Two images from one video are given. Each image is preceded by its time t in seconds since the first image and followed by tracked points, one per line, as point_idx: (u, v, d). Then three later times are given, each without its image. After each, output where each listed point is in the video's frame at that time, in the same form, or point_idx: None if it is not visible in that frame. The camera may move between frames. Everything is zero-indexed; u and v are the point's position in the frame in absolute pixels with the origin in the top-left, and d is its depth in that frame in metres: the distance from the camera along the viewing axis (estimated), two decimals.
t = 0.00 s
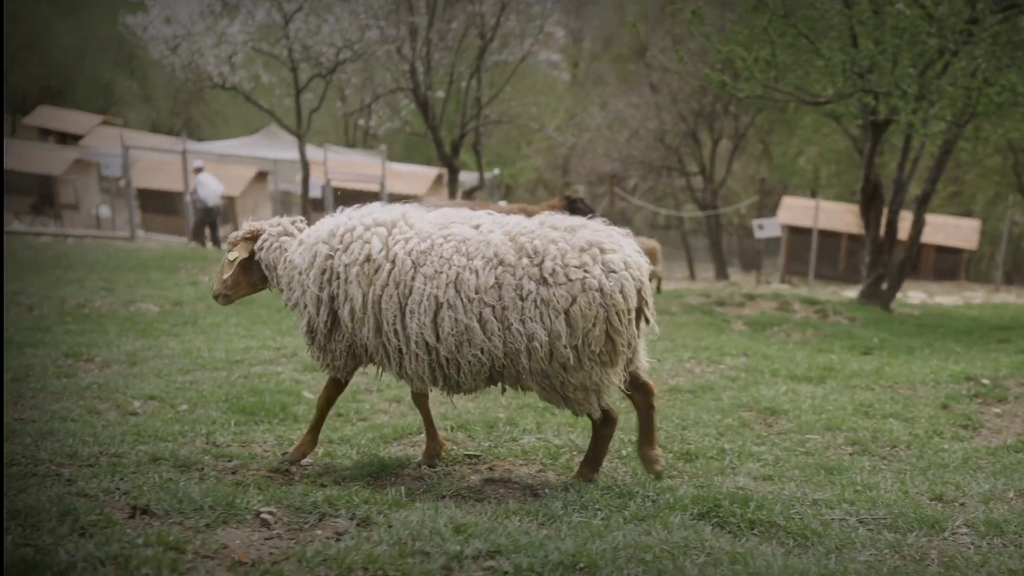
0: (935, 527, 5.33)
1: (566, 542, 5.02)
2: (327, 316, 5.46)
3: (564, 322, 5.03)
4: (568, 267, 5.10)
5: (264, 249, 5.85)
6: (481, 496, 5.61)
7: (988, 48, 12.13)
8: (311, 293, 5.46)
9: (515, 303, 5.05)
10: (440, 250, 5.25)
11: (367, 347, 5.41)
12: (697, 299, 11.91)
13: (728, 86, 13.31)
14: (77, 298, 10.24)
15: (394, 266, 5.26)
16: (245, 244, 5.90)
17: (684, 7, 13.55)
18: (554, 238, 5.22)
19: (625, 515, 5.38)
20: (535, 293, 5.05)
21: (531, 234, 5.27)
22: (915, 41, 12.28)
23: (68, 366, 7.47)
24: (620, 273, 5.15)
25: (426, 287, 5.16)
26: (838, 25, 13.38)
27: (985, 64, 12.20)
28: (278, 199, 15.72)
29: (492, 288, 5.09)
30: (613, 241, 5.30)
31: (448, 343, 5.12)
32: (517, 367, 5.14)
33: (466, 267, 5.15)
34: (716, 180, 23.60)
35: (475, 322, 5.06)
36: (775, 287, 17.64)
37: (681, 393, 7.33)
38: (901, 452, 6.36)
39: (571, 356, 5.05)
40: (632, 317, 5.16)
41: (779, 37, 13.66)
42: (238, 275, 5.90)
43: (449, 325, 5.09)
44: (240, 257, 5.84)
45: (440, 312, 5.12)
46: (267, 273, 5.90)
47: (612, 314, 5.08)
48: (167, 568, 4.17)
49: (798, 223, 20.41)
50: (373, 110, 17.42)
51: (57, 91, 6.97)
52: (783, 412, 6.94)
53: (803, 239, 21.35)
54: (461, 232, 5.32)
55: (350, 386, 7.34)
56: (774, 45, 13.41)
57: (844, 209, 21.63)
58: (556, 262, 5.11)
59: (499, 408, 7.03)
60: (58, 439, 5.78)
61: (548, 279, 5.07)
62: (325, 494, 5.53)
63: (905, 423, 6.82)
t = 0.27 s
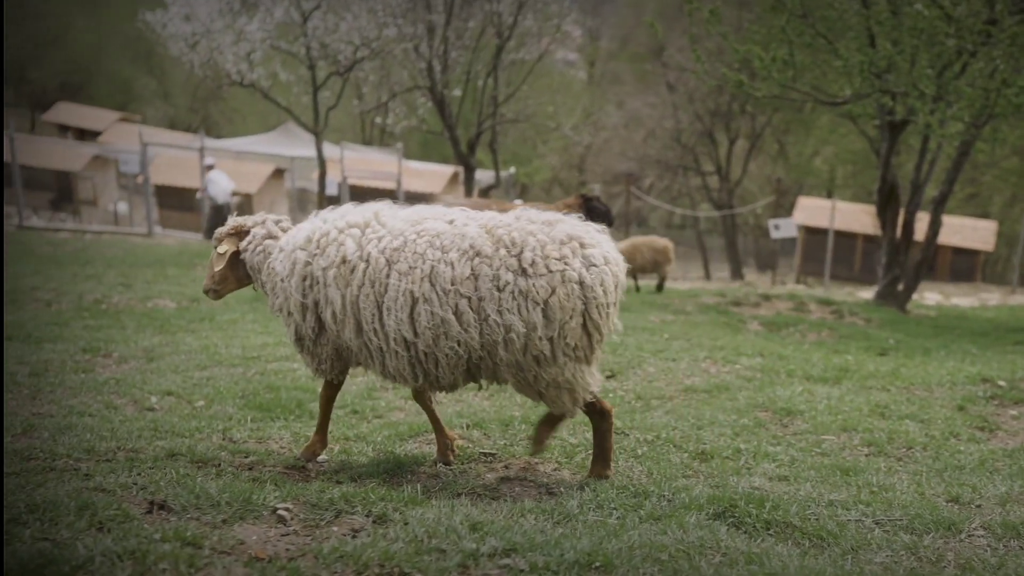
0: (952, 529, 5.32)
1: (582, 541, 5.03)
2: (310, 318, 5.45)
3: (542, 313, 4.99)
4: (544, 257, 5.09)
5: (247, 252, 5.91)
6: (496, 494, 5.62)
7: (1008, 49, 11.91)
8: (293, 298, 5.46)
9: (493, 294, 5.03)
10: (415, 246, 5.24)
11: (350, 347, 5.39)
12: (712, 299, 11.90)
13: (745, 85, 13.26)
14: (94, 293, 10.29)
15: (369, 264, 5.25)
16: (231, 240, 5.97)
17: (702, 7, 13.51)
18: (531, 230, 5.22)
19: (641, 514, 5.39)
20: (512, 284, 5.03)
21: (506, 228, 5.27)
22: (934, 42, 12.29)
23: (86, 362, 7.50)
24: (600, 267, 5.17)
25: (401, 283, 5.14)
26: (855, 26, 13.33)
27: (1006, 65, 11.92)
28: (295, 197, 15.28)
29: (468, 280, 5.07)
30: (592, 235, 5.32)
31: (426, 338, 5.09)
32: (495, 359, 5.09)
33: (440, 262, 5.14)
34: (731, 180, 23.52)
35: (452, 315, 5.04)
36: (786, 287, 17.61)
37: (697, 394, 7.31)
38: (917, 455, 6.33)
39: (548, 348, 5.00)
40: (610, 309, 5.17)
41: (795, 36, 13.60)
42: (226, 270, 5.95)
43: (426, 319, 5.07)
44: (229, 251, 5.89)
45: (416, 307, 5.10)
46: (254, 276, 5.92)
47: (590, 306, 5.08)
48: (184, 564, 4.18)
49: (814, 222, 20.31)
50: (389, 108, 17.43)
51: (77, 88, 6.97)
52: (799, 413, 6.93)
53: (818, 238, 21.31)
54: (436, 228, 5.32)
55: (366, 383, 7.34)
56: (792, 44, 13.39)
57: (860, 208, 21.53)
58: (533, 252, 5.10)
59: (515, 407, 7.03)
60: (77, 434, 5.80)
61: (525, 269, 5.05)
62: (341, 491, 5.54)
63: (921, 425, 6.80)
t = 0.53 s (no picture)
0: (955, 527, 5.33)
1: (585, 540, 5.03)
2: (280, 312, 5.31)
3: (515, 315, 4.97)
4: (518, 259, 5.08)
5: (218, 246, 5.74)
6: (499, 493, 5.62)
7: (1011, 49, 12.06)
8: (263, 291, 5.32)
9: (465, 295, 4.97)
10: (386, 244, 5.15)
11: (317, 343, 5.26)
12: (714, 298, 11.90)
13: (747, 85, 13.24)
14: (97, 294, 10.31)
15: (339, 260, 5.14)
16: (201, 240, 5.83)
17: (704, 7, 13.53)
18: (505, 232, 5.19)
19: (644, 514, 5.39)
20: (484, 285, 4.98)
21: (479, 229, 5.22)
22: (936, 41, 12.33)
23: (88, 363, 7.50)
24: (573, 271, 5.19)
25: (371, 280, 5.04)
26: (859, 25, 13.20)
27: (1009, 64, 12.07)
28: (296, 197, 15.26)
29: (440, 280, 4.99)
30: (564, 240, 5.34)
31: (395, 337, 4.99)
32: (465, 361, 5.04)
33: (411, 261, 5.05)
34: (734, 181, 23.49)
35: (422, 315, 4.95)
36: (789, 287, 17.62)
37: (700, 393, 7.29)
38: (920, 453, 6.32)
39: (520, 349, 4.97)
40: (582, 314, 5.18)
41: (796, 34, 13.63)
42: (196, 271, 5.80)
43: (396, 318, 4.97)
44: (198, 252, 5.76)
45: (385, 306, 4.99)
46: (223, 271, 5.77)
47: (563, 308, 5.09)
48: (187, 564, 4.18)
49: (817, 223, 20.57)
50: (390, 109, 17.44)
51: (80, 90, 6.97)
52: (802, 412, 6.92)
53: (821, 239, 21.60)
54: (408, 226, 5.23)
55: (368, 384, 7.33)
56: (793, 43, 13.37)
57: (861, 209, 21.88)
58: (506, 254, 5.07)
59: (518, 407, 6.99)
60: (79, 435, 5.80)
61: (499, 270, 5.02)
62: (344, 492, 5.55)
63: (924, 424, 6.79)
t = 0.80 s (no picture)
0: (954, 525, 5.35)
1: (584, 540, 5.05)
2: (248, 309, 5.27)
3: (486, 316, 4.97)
4: (491, 262, 5.10)
5: (183, 247, 5.71)
6: (498, 493, 5.64)
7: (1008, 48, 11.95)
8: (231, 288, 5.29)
9: (437, 296, 4.98)
10: (359, 243, 5.17)
11: (286, 341, 5.23)
12: (714, 299, 11.90)
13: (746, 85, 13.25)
14: (96, 296, 10.34)
15: (311, 257, 5.14)
16: (167, 243, 5.78)
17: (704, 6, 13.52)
18: (478, 236, 5.22)
19: (643, 512, 5.41)
20: (456, 287, 4.99)
21: (453, 231, 5.25)
22: (935, 40, 12.32)
23: (87, 364, 7.53)
24: (545, 276, 5.21)
25: (343, 277, 5.05)
26: (857, 25, 13.25)
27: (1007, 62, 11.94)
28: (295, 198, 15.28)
29: (412, 280, 5.01)
30: (536, 245, 5.37)
31: (366, 334, 4.99)
32: (435, 361, 5.02)
33: (384, 259, 5.07)
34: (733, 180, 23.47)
35: (393, 313, 4.96)
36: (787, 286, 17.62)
37: (699, 392, 7.29)
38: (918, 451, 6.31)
39: (490, 351, 4.97)
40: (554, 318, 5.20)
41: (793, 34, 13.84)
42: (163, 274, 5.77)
43: (367, 315, 4.98)
44: (163, 255, 5.72)
45: (357, 303, 5.00)
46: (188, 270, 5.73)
47: (534, 311, 5.10)
48: (185, 564, 4.20)
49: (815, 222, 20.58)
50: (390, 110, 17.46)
51: (80, 91, 6.99)
52: (801, 411, 6.91)
53: (820, 238, 21.66)
54: (381, 226, 5.25)
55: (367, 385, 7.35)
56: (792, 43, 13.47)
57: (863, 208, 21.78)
58: (479, 257, 5.10)
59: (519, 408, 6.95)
60: (78, 436, 5.81)
61: (471, 273, 5.04)
62: (342, 492, 5.56)
63: (923, 422, 6.77)
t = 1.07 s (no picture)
0: (921, 510, 5.42)
1: (554, 531, 5.08)
2: (185, 306, 5.39)
3: (415, 305, 5.15)
4: (418, 251, 5.26)
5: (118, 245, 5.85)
6: (468, 486, 5.65)
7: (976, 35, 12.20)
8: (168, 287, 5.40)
9: (367, 286, 5.13)
10: (291, 236, 5.27)
11: (225, 336, 5.35)
12: (687, 290, 12.03)
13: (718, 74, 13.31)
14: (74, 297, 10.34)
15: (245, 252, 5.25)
16: (96, 236, 6.47)
17: None
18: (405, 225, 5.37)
19: (613, 503, 5.42)
20: (386, 277, 5.15)
21: (382, 221, 5.39)
22: (904, 30, 12.26)
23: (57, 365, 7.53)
24: (471, 260, 5.38)
25: (276, 272, 5.16)
26: (826, 13, 12.87)
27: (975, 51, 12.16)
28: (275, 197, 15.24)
29: (342, 272, 5.14)
30: (463, 230, 5.53)
31: (302, 327, 5.12)
32: (370, 352, 5.19)
33: (315, 252, 5.19)
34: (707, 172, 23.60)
35: (327, 306, 5.10)
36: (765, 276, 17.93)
37: (670, 383, 7.31)
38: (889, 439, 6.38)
39: (421, 339, 5.14)
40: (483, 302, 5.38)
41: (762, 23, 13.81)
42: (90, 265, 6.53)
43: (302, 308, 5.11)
44: (92, 248, 6.47)
45: (291, 296, 5.12)
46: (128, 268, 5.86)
47: (462, 297, 5.27)
48: (153, 562, 4.26)
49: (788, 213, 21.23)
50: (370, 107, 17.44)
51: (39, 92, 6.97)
52: (772, 400, 6.94)
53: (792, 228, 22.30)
54: (312, 218, 5.36)
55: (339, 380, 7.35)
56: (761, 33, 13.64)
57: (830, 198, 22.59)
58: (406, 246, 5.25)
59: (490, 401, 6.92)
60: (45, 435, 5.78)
61: (399, 262, 5.19)
62: (313, 487, 5.59)
63: (893, 410, 6.82)
